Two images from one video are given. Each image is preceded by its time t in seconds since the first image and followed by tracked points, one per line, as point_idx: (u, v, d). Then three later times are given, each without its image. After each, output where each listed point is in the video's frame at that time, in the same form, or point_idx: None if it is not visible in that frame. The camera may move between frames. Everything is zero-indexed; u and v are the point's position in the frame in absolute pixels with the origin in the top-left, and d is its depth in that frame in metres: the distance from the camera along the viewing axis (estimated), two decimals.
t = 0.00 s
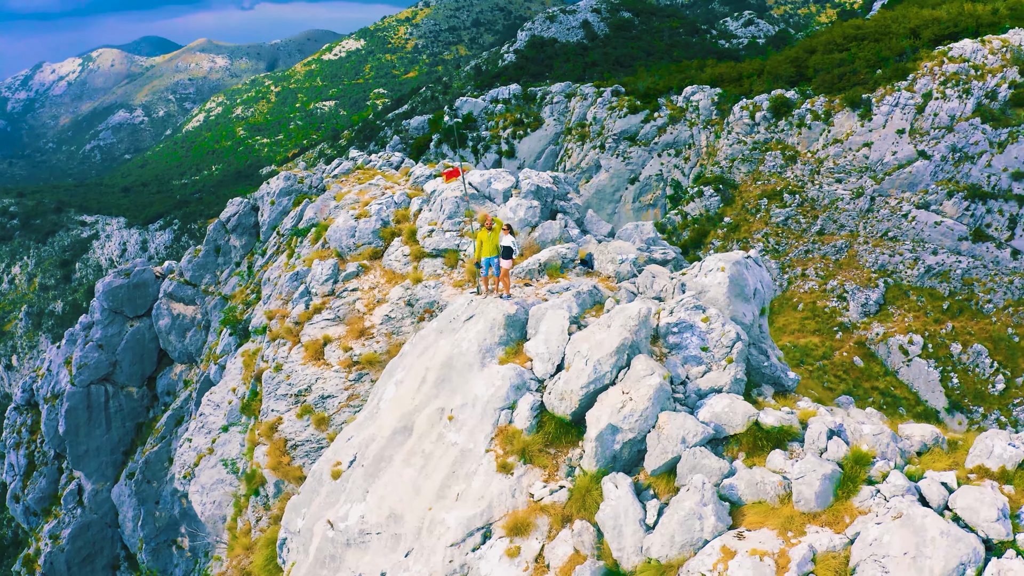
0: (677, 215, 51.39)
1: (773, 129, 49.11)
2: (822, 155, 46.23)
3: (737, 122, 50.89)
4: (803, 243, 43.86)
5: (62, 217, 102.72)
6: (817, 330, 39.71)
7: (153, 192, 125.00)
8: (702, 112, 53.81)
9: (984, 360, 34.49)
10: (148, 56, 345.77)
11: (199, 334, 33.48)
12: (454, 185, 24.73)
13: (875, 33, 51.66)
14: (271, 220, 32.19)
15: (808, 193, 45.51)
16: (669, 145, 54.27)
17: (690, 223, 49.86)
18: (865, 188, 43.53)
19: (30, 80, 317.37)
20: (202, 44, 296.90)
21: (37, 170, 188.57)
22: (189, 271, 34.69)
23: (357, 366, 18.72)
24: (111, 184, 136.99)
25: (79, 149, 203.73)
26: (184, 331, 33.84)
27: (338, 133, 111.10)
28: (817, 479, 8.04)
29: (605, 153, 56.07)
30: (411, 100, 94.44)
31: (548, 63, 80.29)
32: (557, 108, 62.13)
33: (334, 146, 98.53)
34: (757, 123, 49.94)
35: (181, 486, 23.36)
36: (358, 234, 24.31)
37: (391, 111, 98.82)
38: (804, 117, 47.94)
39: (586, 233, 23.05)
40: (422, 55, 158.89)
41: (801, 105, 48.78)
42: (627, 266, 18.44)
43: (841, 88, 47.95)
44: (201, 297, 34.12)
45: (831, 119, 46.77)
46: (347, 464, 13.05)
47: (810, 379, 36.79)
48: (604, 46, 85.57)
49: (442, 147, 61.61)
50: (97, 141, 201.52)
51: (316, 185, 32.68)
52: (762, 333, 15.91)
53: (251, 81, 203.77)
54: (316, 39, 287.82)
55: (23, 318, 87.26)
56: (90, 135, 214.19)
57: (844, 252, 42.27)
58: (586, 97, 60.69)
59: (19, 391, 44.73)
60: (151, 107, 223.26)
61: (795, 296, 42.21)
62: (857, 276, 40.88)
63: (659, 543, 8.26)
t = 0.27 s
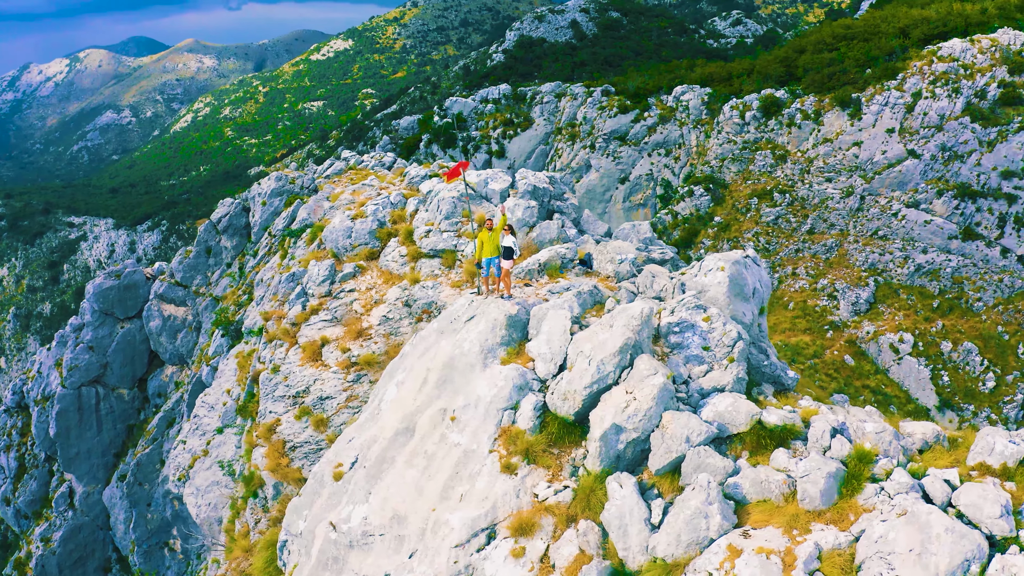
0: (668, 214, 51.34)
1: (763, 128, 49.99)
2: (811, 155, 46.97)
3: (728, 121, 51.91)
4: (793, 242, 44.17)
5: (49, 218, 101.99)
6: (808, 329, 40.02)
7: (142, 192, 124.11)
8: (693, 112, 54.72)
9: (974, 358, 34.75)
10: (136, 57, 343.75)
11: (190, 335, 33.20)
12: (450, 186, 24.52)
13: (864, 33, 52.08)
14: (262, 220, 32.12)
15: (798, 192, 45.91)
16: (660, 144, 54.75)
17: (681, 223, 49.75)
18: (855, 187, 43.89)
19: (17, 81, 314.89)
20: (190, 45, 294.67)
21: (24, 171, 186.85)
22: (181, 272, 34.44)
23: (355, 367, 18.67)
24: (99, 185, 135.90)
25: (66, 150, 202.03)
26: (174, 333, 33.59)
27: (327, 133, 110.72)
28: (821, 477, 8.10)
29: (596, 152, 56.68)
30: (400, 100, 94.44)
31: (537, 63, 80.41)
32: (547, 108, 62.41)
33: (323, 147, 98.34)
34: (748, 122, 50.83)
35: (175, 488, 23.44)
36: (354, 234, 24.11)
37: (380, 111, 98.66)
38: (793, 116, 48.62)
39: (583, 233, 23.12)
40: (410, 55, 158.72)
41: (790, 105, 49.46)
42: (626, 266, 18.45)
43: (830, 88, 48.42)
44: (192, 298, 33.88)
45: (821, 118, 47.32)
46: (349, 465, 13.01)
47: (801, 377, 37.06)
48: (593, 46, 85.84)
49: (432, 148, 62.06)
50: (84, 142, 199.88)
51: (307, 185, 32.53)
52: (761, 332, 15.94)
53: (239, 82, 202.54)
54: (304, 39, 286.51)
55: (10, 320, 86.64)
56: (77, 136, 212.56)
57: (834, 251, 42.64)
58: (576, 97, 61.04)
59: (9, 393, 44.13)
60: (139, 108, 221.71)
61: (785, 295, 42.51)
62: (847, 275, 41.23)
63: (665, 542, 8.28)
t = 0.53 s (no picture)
0: (659, 214, 51.70)
1: (753, 127, 50.10)
2: (800, 154, 46.98)
3: (717, 121, 51.91)
4: (784, 241, 44.45)
5: (36, 220, 101.32)
6: (799, 327, 40.37)
7: (130, 193, 123.19)
8: (682, 112, 54.69)
9: (964, 356, 35.28)
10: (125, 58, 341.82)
11: (181, 337, 32.99)
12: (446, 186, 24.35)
13: (853, 32, 52.23)
14: (254, 221, 31.98)
15: (788, 191, 46.09)
16: (650, 145, 54.68)
17: (671, 222, 50.28)
18: (844, 186, 44.12)
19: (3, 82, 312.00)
20: (177, 45, 292.04)
21: (9, 172, 185.11)
22: (171, 273, 34.48)
23: (354, 368, 18.63)
24: (86, 186, 134.76)
25: (52, 152, 200.31)
26: (165, 334, 33.58)
27: (316, 134, 110.30)
28: (825, 475, 8.16)
29: (586, 152, 56.18)
30: (388, 101, 94.30)
31: (525, 63, 80.49)
32: (536, 107, 62.59)
33: (310, 148, 98.00)
34: (737, 121, 50.88)
35: (169, 490, 23.25)
36: (350, 235, 24.04)
37: (367, 112, 98.57)
38: (783, 116, 48.70)
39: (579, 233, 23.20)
40: (398, 55, 158.31)
41: (781, 104, 49.65)
42: (626, 265, 18.47)
43: (819, 88, 48.36)
44: (184, 299, 33.98)
45: (810, 118, 47.44)
46: (351, 466, 12.98)
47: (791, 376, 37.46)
48: (581, 46, 86.03)
49: (422, 149, 61.99)
50: (71, 143, 198.20)
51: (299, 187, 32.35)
52: (758, 331, 15.93)
53: (227, 82, 201.07)
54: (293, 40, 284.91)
55: None
56: (64, 137, 210.83)
57: (824, 250, 42.86)
58: (566, 97, 61.10)
59: None
60: (126, 108, 219.94)
61: (776, 293, 42.88)
62: (838, 274, 41.51)
63: (671, 541, 8.32)
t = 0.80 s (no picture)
0: (649, 213, 52.33)
1: (742, 127, 50.22)
2: (790, 154, 47.07)
3: (707, 121, 52.34)
4: (774, 240, 44.58)
5: (24, 221, 100.80)
6: (790, 326, 40.74)
7: (119, 195, 122.46)
8: (672, 112, 55.51)
9: (955, 354, 35.45)
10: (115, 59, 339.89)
11: (171, 339, 33.00)
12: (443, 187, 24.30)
13: (842, 32, 52.74)
14: (245, 222, 31.81)
15: (778, 191, 46.08)
16: (639, 144, 55.60)
17: (661, 222, 50.81)
18: (834, 185, 44.22)
19: None
20: (164, 46, 289.87)
21: None
22: (161, 275, 33.98)
23: (352, 369, 18.59)
24: (73, 187, 133.69)
25: (39, 153, 198.91)
26: (157, 336, 33.43)
27: (304, 134, 109.78)
28: (830, 472, 8.21)
29: (576, 151, 57.26)
30: (376, 101, 94.10)
31: (514, 63, 80.58)
32: (527, 107, 63.15)
33: (298, 148, 97.82)
34: (727, 121, 51.19)
35: (166, 493, 23.38)
36: (347, 236, 23.96)
37: (355, 112, 98.39)
38: (773, 116, 48.82)
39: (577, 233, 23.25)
40: (386, 56, 157.63)
41: (770, 104, 49.77)
42: (625, 265, 18.49)
43: (809, 88, 48.42)
44: (174, 301, 33.48)
45: (800, 118, 47.53)
46: (353, 467, 12.94)
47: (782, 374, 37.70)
48: (570, 46, 86.22)
49: (411, 148, 63.86)
50: (58, 144, 196.89)
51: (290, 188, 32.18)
52: (757, 331, 15.89)
53: (217, 82, 199.82)
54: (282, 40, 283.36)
55: None
56: (52, 138, 209.45)
57: (815, 249, 43.17)
58: (556, 97, 61.57)
59: None
60: (114, 109, 218.42)
61: (768, 292, 43.15)
62: (828, 273, 41.74)
63: (677, 539, 8.35)
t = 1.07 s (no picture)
0: (640, 213, 52.22)
1: (733, 126, 50.51)
2: (781, 153, 47.53)
3: (698, 120, 52.71)
4: (765, 239, 44.71)
5: (11, 223, 100.20)
6: (781, 325, 40.74)
7: (107, 196, 121.61)
8: (662, 111, 55.95)
9: (945, 352, 35.70)
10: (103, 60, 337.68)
11: (163, 340, 33.01)
12: (441, 186, 24.25)
13: (832, 32, 53.06)
14: (237, 223, 31.63)
15: (768, 190, 46.34)
16: (630, 143, 55.86)
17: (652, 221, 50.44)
18: (824, 185, 44.60)
19: None
20: (152, 47, 287.63)
21: None
22: (153, 276, 34.34)
23: (351, 369, 18.53)
24: (60, 189, 132.59)
25: (26, 155, 197.38)
26: (148, 337, 33.30)
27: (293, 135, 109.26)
28: (834, 470, 8.26)
29: (567, 152, 57.67)
30: (365, 101, 93.71)
31: (503, 63, 80.61)
32: (517, 107, 63.64)
33: (286, 149, 97.42)
34: (717, 121, 51.53)
35: (159, 495, 22.92)
36: (343, 236, 23.85)
37: (345, 112, 98.08)
38: (763, 115, 49.19)
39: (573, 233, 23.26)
40: (374, 56, 156.80)
41: (761, 103, 50.33)
42: (624, 264, 18.45)
43: (800, 87, 49.23)
44: (165, 302, 33.70)
45: (790, 117, 48.06)
46: (355, 468, 12.86)
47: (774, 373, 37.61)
48: (559, 46, 86.35)
49: (401, 149, 63.10)
50: (44, 145, 195.30)
51: (282, 188, 32.04)
52: (756, 329, 16.00)
53: (206, 83, 198.71)
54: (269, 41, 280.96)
55: None
56: (38, 140, 207.86)
57: (805, 248, 43.17)
58: (546, 97, 62.02)
59: None
60: (102, 110, 216.81)
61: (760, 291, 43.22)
62: (818, 271, 41.84)
63: (682, 538, 8.39)
